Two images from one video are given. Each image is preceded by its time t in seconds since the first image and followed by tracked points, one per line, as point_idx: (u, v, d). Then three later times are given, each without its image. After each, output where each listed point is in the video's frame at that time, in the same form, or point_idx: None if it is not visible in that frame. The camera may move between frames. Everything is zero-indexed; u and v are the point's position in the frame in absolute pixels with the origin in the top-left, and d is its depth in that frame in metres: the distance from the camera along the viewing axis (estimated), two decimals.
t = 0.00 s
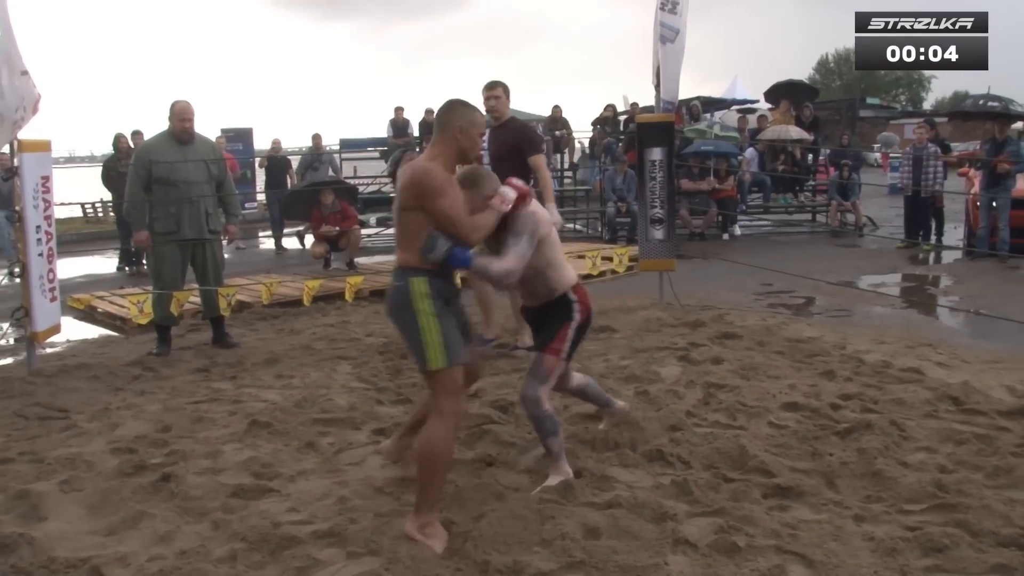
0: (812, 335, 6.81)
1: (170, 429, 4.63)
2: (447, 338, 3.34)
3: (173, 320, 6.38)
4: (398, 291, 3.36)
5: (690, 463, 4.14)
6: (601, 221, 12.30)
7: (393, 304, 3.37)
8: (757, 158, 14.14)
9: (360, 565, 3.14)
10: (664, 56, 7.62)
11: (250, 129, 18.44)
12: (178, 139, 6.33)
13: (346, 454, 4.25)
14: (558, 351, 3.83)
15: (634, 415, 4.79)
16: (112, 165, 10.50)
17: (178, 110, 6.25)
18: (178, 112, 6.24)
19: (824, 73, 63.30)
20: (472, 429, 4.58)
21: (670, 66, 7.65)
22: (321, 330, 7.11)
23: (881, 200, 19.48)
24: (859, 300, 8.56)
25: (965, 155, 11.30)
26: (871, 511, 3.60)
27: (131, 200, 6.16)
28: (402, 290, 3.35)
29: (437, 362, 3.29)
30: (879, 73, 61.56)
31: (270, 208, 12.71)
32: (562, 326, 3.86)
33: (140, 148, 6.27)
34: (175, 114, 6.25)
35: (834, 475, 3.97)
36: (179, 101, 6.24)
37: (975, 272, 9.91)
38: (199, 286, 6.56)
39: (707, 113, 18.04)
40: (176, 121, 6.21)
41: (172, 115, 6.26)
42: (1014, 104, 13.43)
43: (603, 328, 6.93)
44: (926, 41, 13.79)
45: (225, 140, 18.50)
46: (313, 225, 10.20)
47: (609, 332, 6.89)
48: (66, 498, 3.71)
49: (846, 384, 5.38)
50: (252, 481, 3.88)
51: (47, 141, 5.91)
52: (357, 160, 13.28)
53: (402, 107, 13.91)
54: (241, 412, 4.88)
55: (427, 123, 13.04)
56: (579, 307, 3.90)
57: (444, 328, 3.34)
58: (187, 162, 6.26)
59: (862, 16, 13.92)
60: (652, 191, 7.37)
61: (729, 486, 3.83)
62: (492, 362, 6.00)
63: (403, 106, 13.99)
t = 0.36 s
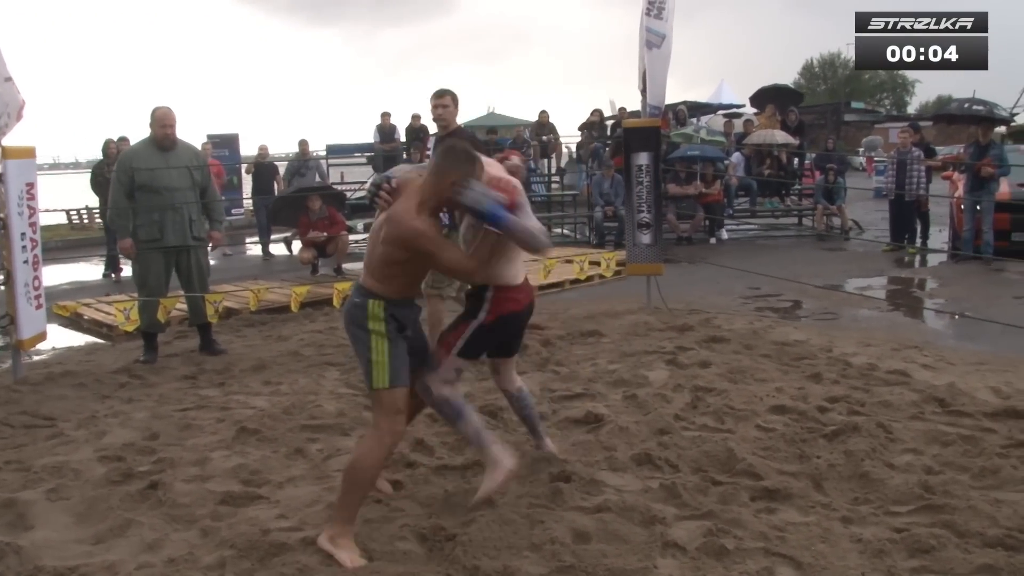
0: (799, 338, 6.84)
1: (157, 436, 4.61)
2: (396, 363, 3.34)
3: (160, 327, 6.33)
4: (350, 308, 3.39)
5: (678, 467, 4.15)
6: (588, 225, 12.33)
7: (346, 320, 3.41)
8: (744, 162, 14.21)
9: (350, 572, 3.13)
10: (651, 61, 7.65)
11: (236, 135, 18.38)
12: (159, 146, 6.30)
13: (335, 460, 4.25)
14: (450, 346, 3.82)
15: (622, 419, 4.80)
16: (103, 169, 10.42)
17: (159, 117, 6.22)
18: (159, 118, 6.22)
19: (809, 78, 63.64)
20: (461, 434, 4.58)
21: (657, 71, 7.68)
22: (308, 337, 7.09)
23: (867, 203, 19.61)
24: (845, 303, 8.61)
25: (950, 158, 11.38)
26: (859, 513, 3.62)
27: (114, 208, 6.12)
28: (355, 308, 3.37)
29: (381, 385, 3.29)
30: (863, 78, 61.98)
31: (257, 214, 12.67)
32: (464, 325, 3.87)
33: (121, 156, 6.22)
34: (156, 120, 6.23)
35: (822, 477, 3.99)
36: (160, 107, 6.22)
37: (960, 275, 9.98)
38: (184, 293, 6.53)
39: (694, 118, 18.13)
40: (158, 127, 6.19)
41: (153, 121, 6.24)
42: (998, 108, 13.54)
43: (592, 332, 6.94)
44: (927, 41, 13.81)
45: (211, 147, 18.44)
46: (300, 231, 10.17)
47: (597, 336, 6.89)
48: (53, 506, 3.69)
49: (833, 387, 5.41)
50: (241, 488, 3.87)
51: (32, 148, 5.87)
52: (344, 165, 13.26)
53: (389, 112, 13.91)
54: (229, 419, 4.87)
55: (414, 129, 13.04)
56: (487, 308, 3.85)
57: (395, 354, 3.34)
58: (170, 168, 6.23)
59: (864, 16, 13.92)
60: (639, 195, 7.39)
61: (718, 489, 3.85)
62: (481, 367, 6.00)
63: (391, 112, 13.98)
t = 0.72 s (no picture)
0: (802, 342, 6.84)
1: (162, 439, 4.62)
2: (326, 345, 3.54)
3: (163, 330, 6.38)
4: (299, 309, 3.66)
5: (682, 470, 4.15)
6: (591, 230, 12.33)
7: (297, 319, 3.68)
8: (746, 166, 14.22)
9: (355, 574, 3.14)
10: (654, 64, 7.66)
11: (239, 138, 18.41)
12: (163, 150, 6.31)
13: (340, 464, 4.25)
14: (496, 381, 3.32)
15: (626, 423, 4.80)
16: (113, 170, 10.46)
17: (162, 120, 6.25)
18: (162, 122, 6.24)
19: (811, 81, 63.61)
20: (465, 438, 4.58)
21: (661, 75, 7.69)
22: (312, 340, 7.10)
23: (870, 207, 19.60)
24: (849, 307, 8.61)
25: (952, 162, 11.37)
26: (864, 516, 3.63)
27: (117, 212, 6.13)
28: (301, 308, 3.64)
29: (309, 367, 3.49)
30: (865, 82, 61.96)
31: (260, 217, 12.69)
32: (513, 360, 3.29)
33: (126, 160, 6.25)
34: (160, 123, 6.24)
35: (827, 481, 4.00)
36: (164, 110, 6.24)
37: (962, 279, 9.98)
38: (188, 297, 6.54)
39: (696, 121, 18.14)
40: (161, 131, 6.21)
41: (156, 125, 6.25)
42: (1000, 111, 13.55)
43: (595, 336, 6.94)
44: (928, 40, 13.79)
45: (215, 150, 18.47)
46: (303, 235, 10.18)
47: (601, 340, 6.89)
48: (59, 509, 3.70)
49: (837, 391, 5.41)
50: (246, 491, 3.88)
51: (38, 152, 5.89)
52: (347, 169, 13.28)
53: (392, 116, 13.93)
54: (234, 422, 4.88)
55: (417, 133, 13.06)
56: (516, 337, 3.21)
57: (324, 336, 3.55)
58: (173, 173, 6.25)
59: (863, 16, 13.93)
60: (643, 199, 7.41)
61: (722, 492, 3.85)
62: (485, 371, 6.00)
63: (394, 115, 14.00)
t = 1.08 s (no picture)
0: (803, 347, 6.85)
1: (164, 441, 4.63)
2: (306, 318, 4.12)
3: (165, 332, 6.38)
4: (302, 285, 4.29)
5: (684, 474, 4.16)
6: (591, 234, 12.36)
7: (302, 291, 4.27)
8: (746, 171, 14.25)
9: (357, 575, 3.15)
10: (655, 69, 7.69)
11: (239, 142, 18.44)
12: (167, 152, 6.32)
13: (341, 466, 4.26)
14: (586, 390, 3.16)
15: (627, 427, 4.81)
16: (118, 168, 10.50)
17: (166, 123, 6.26)
18: (166, 124, 6.25)
19: (811, 87, 63.70)
20: (467, 441, 4.59)
21: (662, 79, 7.71)
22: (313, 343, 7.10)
23: (870, 212, 19.64)
24: (849, 312, 8.63)
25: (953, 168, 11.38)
26: (865, 520, 3.63)
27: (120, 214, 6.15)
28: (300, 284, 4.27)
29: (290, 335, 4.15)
30: (865, 87, 62.04)
31: (261, 220, 12.70)
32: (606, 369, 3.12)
33: (129, 162, 6.28)
34: (164, 126, 6.26)
35: (828, 485, 4.01)
36: (168, 112, 6.26)
37: (962, 284, 9.99)
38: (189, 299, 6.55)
39: (696, 126, 18.18)
40: (165, 133, 6.22)
41: (160, 127, 6.26)
42: (1000, 117, 13.57)
43: (596, 340, 6.94)
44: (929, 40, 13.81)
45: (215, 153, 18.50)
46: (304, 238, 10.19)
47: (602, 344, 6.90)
48: (61, 510, 3.70)
49: (838, 396, 5.42)
50: (248, 494, 3.88)
51: (41, 154, 5.91)
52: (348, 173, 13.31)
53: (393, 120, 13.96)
54: (236, 424, 4.89)
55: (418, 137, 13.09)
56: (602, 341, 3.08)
57: (306, 306, 4.13)
58: (177, 175, 6.26)
59: (863, 16, 13.96)
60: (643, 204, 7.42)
61: (723, 496, 3.86)
62: (486, 374, 6.01)
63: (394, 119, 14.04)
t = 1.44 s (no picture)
0: (793, 349, 6.88)
1: (156, 442, 4.62)
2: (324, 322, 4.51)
3: (156, 334, 6.37)
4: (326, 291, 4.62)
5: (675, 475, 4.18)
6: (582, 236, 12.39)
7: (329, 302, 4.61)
8: (736, 173, 14.30)
9: None
10: (646, 72, 7.71)
11: (230, 143, 18.39)
12: (157, 153, 6.31)
13: (334, 467, 4.26)
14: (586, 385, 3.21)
15: (619, 429, 4.83)
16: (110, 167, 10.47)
17: (155, 123, 6.25)
18: (156, 125, 6.23)
19: (801, 90, 63.92)
20: (459, 443, 4.60)
21: (654, 83, 7.74)
22: (304, 345, 7.10)
23: (859, 215, 19.74)
24: (838, 315, 8.67)
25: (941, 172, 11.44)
26: (855, 522, 3.66)
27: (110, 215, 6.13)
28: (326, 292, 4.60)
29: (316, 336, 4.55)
30: (855, 91, 62.35)
31: (251, 222, 12.68)
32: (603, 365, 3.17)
33: (119, 163, 6.26)
34: (153, 127, 6.24)
35: (818, 487, 4.03)
36: (158, 113, 6.24)
37: (951, 287, 10.06)
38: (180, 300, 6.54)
39: (687, 129, 18.26)
40: (155, 134, 6.20)
41: (149, 128, 6.25)
42: (989, 121, 13.67)
43: (587, 342, 6.96)
44: (923, 41, 13.86)
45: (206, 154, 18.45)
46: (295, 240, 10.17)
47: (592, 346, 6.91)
48: (53, 512, 3.69)
49: (828, 398, 5.44)
50: (241, 495, 3.88)
51: (32, 154, 5.89)
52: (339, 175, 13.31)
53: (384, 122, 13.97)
54: (227, 425, 4.88)
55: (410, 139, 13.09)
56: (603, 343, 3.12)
57: (323, 313, 4.51)
58: (167, 176, 6.25)
59: (864, 17, 14.00)
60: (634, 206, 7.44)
61: (715, 498, 3.88)
62: (477, 376, 6.02)
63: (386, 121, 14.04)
